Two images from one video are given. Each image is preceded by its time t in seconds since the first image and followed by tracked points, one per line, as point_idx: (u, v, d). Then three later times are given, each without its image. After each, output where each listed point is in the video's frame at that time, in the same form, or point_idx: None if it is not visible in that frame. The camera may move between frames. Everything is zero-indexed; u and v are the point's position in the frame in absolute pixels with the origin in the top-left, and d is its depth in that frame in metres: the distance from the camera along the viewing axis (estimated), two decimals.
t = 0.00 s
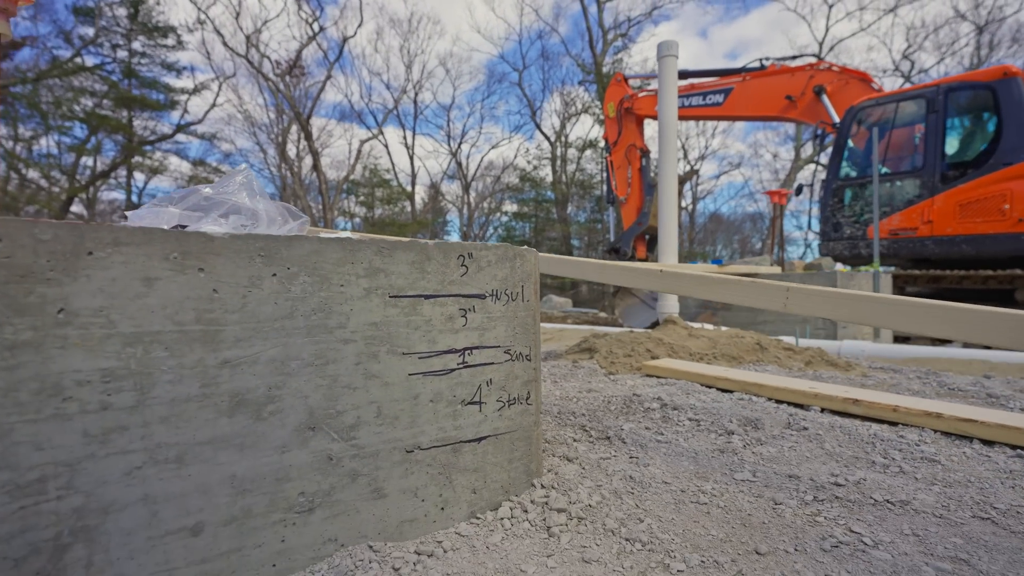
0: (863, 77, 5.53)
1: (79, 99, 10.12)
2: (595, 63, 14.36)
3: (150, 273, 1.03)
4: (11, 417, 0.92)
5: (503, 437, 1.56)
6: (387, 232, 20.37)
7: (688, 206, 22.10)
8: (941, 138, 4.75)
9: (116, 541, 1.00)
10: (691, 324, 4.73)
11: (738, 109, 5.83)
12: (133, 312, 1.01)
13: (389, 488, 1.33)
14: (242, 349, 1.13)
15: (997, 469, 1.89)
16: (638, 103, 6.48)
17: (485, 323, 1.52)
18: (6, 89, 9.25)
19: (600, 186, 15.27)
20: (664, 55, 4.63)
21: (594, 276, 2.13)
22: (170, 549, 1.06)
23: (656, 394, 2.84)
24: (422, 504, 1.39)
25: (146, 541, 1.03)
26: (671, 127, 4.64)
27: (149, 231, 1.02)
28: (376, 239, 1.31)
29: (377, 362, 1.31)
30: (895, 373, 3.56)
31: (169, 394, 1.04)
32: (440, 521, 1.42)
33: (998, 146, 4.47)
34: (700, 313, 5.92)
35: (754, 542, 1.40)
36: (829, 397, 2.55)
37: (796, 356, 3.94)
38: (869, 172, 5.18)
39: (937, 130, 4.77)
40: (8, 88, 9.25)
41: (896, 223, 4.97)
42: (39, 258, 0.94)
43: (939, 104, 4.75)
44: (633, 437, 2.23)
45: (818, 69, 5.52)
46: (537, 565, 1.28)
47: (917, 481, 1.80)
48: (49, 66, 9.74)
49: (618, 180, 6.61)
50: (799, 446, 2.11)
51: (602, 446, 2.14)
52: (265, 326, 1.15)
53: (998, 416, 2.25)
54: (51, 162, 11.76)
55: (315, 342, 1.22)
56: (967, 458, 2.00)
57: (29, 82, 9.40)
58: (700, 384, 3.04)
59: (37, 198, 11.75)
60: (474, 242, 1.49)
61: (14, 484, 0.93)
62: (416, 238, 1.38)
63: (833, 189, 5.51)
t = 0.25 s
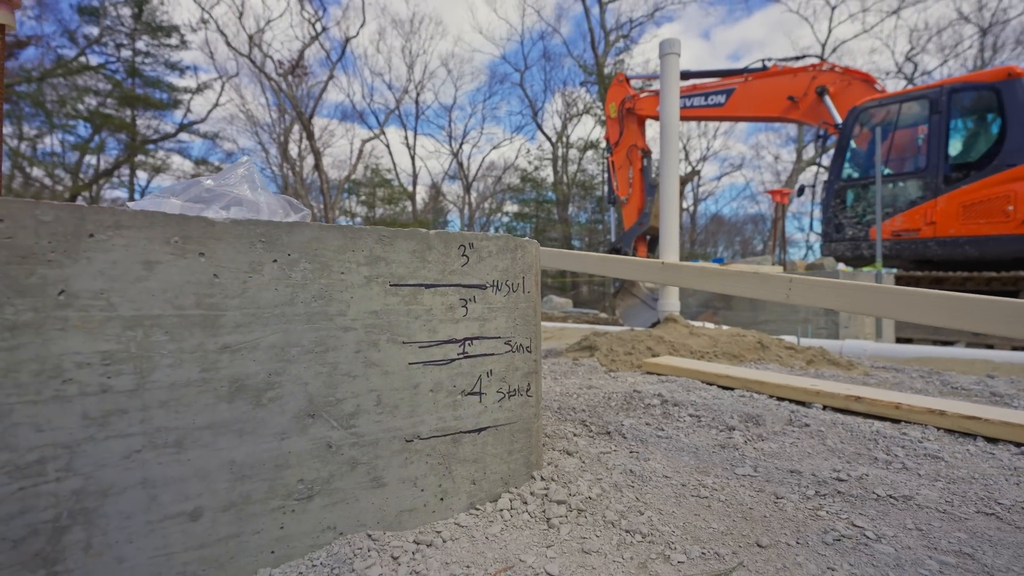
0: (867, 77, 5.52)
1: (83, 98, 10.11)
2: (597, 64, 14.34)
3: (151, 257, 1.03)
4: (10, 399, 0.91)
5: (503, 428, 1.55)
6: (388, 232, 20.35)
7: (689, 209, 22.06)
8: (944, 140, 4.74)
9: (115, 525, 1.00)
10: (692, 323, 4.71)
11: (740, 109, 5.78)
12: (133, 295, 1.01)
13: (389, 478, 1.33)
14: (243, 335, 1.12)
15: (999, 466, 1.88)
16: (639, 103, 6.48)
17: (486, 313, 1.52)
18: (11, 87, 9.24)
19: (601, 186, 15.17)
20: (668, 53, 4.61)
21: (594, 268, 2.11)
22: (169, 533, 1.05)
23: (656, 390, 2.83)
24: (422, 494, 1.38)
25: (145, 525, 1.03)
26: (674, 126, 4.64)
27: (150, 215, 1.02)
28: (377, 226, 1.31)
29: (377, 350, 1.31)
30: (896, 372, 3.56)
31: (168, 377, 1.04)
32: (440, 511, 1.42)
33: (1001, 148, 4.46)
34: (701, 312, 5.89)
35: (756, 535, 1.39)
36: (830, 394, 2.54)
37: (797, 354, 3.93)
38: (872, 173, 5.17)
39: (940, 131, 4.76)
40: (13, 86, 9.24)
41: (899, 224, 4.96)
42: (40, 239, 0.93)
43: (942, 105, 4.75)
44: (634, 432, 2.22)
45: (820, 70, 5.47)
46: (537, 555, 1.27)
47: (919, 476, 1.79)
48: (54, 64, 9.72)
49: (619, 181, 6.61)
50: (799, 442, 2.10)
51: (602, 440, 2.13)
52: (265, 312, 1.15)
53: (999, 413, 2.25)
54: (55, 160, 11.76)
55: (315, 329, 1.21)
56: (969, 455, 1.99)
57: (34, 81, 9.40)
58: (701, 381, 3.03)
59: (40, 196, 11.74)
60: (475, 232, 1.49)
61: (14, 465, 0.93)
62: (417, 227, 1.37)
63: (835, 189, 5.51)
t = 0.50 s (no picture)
0: (871, 79, 5.47)
1: (86, 96, 10.11)
2: (599, 65, 14.31)
3: (147, 241, 1.02)
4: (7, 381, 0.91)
5: (501, 421, 1.54)
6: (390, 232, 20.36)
7: (691, 211, 22.04)
8: (948, 140, 4.71)
9: (109, 510, 1.00)
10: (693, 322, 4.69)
11: (743, 110, 5.79)
12: (129, 279, 1.00)
13: (385, 468, 1.32)
14: (239, 322, 1.12)
15: (1001, 462, 1.87)
16: (642, 104, 6.47)
17: (485, 304, 1.51)
18: (14, 85, 9.24)
19: (603, 187, 15.11)
20: (670, 51, 4.59)
21: (593, 261, 2.10)
22: (164, 520, 1.05)
23: (656, 387, 2.82)
24: (419, 485, 1.38)
25: (140, 511, 1.03)
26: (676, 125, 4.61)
27: (146, 199, 1.01)
28: (376, 215, 1.30)
29: (375, 340, 1.30)
30: (898, 371, 3.54)
31: (164, 362, 1.03)
32: (437, 502, 1.41)
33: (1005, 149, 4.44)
34: (702, 311, 5.89)
35: (755, 528, 1.38)
36: (831, 391, 2.53)
37: (799, 353, 3.91)
38: (874, 175, 5.15)
39: (943, 132, 4.74)
40: (16, 84, 9.25)
41: (901, 225, 4.93)
42: (35, 222, 0.93)
43: (945, 106, 4.71)
44: (633, 428, 2.20)
45: (823, 70, 5.45)
46: (534, 546, 1.26)
47: (919, 473, 1.78)
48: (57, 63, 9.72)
49: (620, 181, 6.60)
50: (800, 439, 2.09)
51: (601, 436, 2.12)
52: (262, 299, 1.15)
53: (1001, 410, 2.24)
54: (58, 159, 11.77)
55: (312, 317, 1.21)
56: (971, 452, 1.98)
57: (37, 79, 9.41)
58: (701, 378, 3.02)
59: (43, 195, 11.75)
60: (474, 223, 1.48)
61: (7, 448, 0.92)
62: (416, 216, 1.36)
63: (837, 190, 5.48)
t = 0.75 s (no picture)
0: (873, 79, 5.45)
1: (88, 95, 10.08)
2: (602, 65, 14.27)
3: (144, 231, 1.01)
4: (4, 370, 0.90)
5: (503, 416, 1.53)
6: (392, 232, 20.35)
7: (693, 211, 22.02)
8: (951, 140, 4.67)
9: (106, 502, 0.99)
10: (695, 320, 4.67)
11: (745, 110, 5.77)
12: (127, 269, 1.00)
13: (385, 462, 1.30)
14: (238, 313, 1.11)
15: (1006, 460, 1.86)
16: (643, 103, 6.40)
17: (487, 298, 1.50)
18: (16, 85, 9.24)
19: (605, 187, 15.04)
20: (671, 50, 4.56)
21: (594, 258, 2.09)
22: (161, 513, 1.04)
23: (658, 385, 2.81)
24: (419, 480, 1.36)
25: (137, 503, 1.02)
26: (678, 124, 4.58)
27: (144, 188, 1.00)
28: (377, 207, 1.29)
29: (375, 333, 1.29)
30: (902, 370, 3.52)
31: (162, 354, 1.03)
32: (438, 497, 1.40)
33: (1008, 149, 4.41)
34: (704, 310, 5.87)
35: (758, 524, 1.37)
36: (835, 390, 2.51)
37: (801, 352, 3.89)
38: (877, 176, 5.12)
39: (946, 132, 4.70)
40: (18, 83, 9.23)
41: (903, 226, 4.88)
42: (32, 209, 0.92)
43: (948, 106, 4.68)
44: (636, 425, 2.19)
45: (826, 70, 5.42)
46: (536, 541, 1.25)
47: (924, 470, 1.76)
48: (59, 62, 9.71)
49: (622, 181, 6.58)
50: (803, 436, 2.07)
51: (603, 433, 2.10)
52: (261, 291, 1.14)
53: (1005, 408, 2.22)
54: (60, 158, 11.77)
55: (312, 309, 1.20)
56: (976, 450, 1.97)
57: (39, 78, 9.39)
58: (703, 377, 3.01)
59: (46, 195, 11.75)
60: (475, 216, 1.47)
61: (3, 439, 0.91)
62: (417, 209, 1.35)
63: (839, 191, 5.46)
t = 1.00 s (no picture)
0: (876, 77, 5.40)
1: (90, 97, 10.08)
2: (602, 65, 14.26)
3: (143, 224, 1.00)
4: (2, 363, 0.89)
5: (506, 413, 1.52)
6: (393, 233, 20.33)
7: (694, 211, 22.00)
8: (954, 139, 4.62)
9: (105, 498, 0.98)
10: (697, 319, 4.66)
11: (746, 108, 5.77)
12: (125, 263, 0.98)
13: (387, 459, 1.29)
14: (238, 307, 1.10)
15: (1014, 457, 1.84)
16: (644, 103, 6.35)
17: (489, 294, 1.48)
18: (18, 87, 9.23)
19: (606, 187, 15.02)
20: (674, 47, 4.52)
21: (596, 254, 2.07)
22: (161, 509, 1.03)
23: (662, 383, 2.79)
24: (422, 477, 1.35)
25: (136, 499, 1.00)
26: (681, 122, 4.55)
27: (143, 180, 0.99)
28: (378, 201, 1.28)
29: (377, 328, 1.28)
30: (905, 368, 3.51)
31: (161, 348, 1.02)
32: (440, 495, 1.38)
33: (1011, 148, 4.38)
34: (706, 309, 5.85)
35: (765, 521, 1.35)
36: (839, 387, 2.50)
37: (804, 350, 3.87)
38: (879, 173, 5.09)
39: (949, 131, 4.65)
40: (20, 85, 9.23)
41: (906, 224, 4.86)
42: (29, 201, 0.91)
43: (951, 104, 4.63)
44: (639, 423, 2.17)
45: (827, 69, 5.40)
46: (540, 538, 1.24)
47: (931, 467, 1.74)
48: (60, 64, 9.71)
49: (623, 181, 6.56)
50: (809, 433, 2.05)
51: (606, 430, 2.08)
52: (261, 285, 1.12)
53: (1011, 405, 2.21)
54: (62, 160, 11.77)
55: (312, 304, 1.18)
56: (983, 446, 1.95)
57: (42, 80, 9.39)
58: (706, 375, 2.99)
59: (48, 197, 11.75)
60: (477, 211, 1.45)
61: None
62: (418, 203, 1.34)
63: (841, 189, 5.41)
